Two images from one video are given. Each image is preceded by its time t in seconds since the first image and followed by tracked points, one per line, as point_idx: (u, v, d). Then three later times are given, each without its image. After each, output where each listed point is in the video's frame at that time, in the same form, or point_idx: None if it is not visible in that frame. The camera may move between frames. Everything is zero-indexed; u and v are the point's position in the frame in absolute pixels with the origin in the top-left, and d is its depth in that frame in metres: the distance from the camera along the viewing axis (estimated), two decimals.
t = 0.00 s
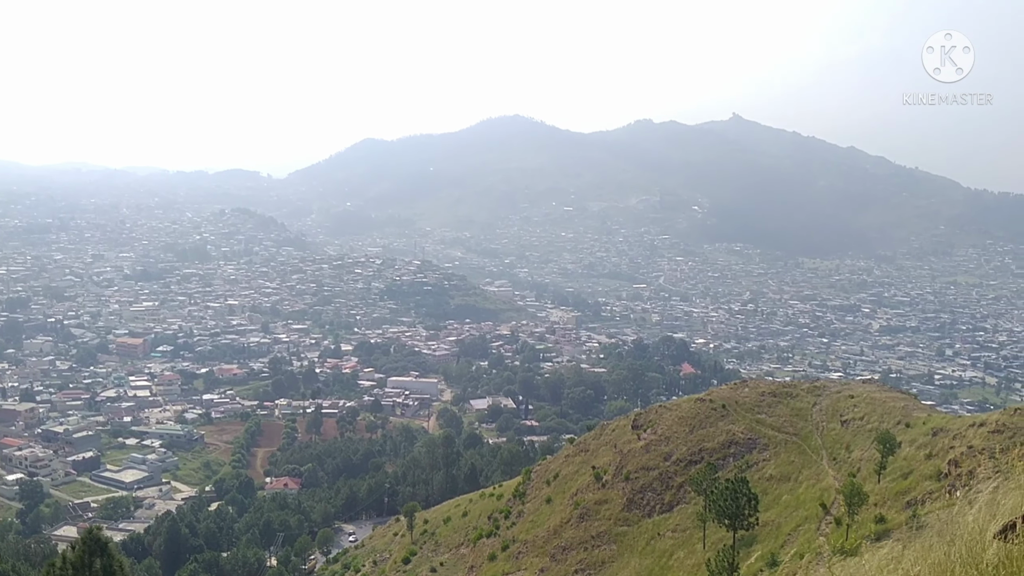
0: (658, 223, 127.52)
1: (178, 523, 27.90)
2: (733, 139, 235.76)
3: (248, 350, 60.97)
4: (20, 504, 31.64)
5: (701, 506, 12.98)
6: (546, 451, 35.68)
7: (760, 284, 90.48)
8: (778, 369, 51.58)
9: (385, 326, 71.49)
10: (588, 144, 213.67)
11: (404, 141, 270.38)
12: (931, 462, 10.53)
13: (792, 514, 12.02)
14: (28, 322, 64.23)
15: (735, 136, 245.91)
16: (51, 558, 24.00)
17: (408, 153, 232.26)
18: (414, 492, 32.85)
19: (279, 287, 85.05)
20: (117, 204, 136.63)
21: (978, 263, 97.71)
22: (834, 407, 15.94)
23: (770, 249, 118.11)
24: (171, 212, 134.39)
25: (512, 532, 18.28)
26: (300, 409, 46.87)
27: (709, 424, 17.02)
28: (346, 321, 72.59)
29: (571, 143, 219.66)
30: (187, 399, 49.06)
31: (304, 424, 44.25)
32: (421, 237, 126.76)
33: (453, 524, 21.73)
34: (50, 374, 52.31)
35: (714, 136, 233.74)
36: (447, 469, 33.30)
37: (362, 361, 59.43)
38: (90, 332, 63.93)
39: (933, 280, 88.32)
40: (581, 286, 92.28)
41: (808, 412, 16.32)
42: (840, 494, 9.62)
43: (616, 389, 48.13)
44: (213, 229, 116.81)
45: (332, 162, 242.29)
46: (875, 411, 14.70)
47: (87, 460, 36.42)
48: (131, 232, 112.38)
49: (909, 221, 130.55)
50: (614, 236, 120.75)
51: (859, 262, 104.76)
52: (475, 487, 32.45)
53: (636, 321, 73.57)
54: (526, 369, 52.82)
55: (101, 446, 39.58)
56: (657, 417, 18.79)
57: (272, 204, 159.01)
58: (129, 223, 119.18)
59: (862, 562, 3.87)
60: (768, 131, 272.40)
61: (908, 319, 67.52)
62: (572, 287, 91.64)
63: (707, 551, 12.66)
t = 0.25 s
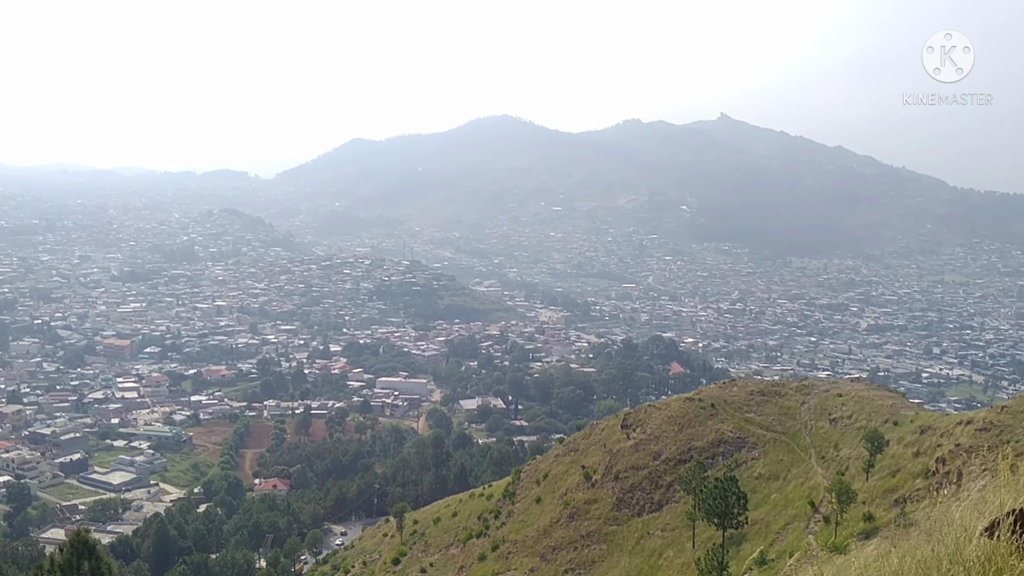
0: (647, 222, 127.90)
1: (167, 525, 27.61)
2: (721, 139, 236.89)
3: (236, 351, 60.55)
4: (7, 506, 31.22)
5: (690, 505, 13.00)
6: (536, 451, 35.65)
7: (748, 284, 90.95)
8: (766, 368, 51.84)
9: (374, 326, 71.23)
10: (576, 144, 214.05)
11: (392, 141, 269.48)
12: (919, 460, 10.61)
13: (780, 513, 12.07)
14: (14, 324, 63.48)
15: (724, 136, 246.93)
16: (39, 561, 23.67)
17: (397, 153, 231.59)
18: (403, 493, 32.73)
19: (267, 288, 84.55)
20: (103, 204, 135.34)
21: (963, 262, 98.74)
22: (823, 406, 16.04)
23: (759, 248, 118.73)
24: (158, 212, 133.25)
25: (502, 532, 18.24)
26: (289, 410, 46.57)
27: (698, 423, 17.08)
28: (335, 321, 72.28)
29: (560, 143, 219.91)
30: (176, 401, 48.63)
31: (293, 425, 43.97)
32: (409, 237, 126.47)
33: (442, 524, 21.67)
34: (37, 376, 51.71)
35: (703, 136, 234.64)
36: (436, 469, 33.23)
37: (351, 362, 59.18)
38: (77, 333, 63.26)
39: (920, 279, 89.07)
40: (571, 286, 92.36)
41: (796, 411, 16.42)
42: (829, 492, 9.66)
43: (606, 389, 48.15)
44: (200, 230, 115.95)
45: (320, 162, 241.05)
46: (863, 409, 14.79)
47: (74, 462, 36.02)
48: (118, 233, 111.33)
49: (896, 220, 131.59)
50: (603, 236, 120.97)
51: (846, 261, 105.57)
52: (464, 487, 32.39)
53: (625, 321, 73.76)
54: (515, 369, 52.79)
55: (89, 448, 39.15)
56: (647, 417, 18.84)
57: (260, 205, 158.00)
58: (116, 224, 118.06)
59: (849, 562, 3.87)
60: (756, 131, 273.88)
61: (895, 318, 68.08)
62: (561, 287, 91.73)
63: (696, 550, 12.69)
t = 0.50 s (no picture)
0: (636, 221, 128.24)
1: (156, 526, 27.39)
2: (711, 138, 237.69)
3: (226, 351, 60.16)
4: None
5: (680, 503, 13.04)
6: (527, 450, 35.64)
7: (738, 283, 91.36)
8: (756, 367, 52.08)
9: (363, 326, 70.98)
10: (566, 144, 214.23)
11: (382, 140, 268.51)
12: (908, 458, 10.68)
13: (771, 511, 12.14)
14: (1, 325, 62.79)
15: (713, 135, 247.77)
16: (27, 563, 23.42)
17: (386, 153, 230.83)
18: (394, 493, 32.65)
19: (256, 288, 84.07)
20: (90, 205, 134.11)
21: (951, 260, 99.61)
22: (812, 404, 16.14)
23: (748, 248, 119.22)
24: (147, 213, 132.20)
25: (493, 532, 18.23)
26: (279, 411, 46.32)
27: (688, 422, 17.14)
28: (324, 321, 71.99)
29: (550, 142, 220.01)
30: (165, 401, 48.27)
31: (283, 425, 43.75)
32: (399, 237, 126.22)
33: (433, 524, 21.63)
34: (25, 377, 51.17)
35: (692, 136, 235.36)
36: (427, 470, 33.16)
37: (341, 362, 58.92)
38: (65, 334, 62.65)
39: (909, 277, 89.73)
40: (561, 286, 92.45)
41: (786, 409, 16.49)
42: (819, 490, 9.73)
43: (596, 388, 48.19)
44: (189, 230, 115.10)
45: (309, 161, 239.95)
46: (852, 407, 14.88)
47: (63, 463, 35.69)
48: (106, 233, 110.35)
49: (884, 220, 132.62)
50: (593, 236, 121.17)
51: (835, 260, 106.27)
52: (455, 487, 32.36)
53: (616, 320, 73.89)
54: (505, 369, 52.76)
55: (77, 450, 38.79)
56: (637, 415, 18.90)
57: (249, 205, 157.17)
58: (103, 224, 117.01)
59: (842, 557, 3.87)
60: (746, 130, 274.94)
61: (884, 316, 68.55)
62: (551, 286, 91.79)
63: (687, 548, 12.73)
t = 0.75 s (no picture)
0: (625, 221, 128.62)
1: (144, 528, 27.17)
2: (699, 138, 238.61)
3: (214, 352, 59.75)
4: None
5: (670, 503, 13.07)
6: (516, 450, 35.64)
7: (726, 282, 91.80)
8: (744, 366, 52.34)
9: (352, 327, 70.72)
10: (555, 143, 214.45)
11: (371, 139, 267.57)
12: (896, 455, 10.76)
13: (760, 509, 12.19)
14: None
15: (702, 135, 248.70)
16: (15, 566, 23.16)
17: (375, 153, 230.12)
18: (383, 494, 32.55)
19: (244, 289, 83.53)
20: (77, 205, 132.81)
21: (939, 259, 100.49)
22: (800, 403, 16.23)
23: (737, 247, 119.76)
24: (134, 213, 131.17)
25: (483, 532, 18.21)
26: (267, 412, 46.06)
27: (677, 421, 17.19)
28: (313, 322, 71.64)
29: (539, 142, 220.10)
30: (153, 402, 47.87)
31: (272, 426, 43.51)
32: (388, 237, 125.94)
33: (423, 525, 21.57)
34: (11, 379, 50.58)
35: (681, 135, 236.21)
36: (416, 470, 33.10)
37: (330, 362, 58.67)
38: (52, 335, 62.01)
39: (896, 276, 90.44)
40: (550, 285, 92.54)
41: (775, 408, 16.59)
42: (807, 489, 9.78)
43: (585, 387, 48.23)
44: (176, 230, 114.21)
45: (297, 161, 238.77)
46: (840, 406, 14.97)
47: (51, 465, 35.32)
48: (93, 234, 109.30)
49: (872, 219, 133.60)
50: (582, 235, 121.37)
51: (823, 259, 107.00)
52: (445, 487, 32.34)
53: (605, 319, 74.05)
54: (494, 369, 52.72)
55: (65, 451, 38.38)
56: (627, 415, 18.93)
57: (236, 205, 156.19)
58: (90, 224, 115.89)
59: (830, 557, 3.86)
60: (734, 130, 276.29)
61: (871, 315, 69.08)
62: (540, 286, 91.87)
63: (676, 547, 12.76)
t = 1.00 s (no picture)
0: (616, 222, 129.04)
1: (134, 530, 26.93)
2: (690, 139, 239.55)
3: (204, 354, 59.36)
4: None
5: (660, 503, 13.10)
6: (507, 451, 35.65)
7: (717, 283, 92.21)
8: (735, 366, 52.61)
9: (342, 328, 70.49)
10: (546, 145, 214.88)
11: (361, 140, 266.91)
12: (885, 455, 10.83)
13: (750, 509, 12.24)
14: None
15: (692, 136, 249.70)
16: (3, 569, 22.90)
17: (365, 155, 229.54)
18: (374, 495, 32.46)
19: (234, 291, 83.10)
20: (65, 207, 131.66)
21: (928, 259, 101.31)
22: (790, 403, 16.32)
23: (727, 248, 120.45)
24: (123, 215, 130.24)
25: (474, 533, 18.19)
26: (258, 414, 45.82)
27: (668, 422, 17.23)
28: (303, 323, 71.39)
29: (530, 143, 220.32)
30: (143, 405, 47.52)
31: (262, 428, 43.27)
32: (378, 239, 125.80)
33: (414, 526, 21.52)
34: None
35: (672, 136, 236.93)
36: (407, 471, 33.03)
37: (320, 364, 58.45)
38: (41, 337, 61.44)
39: (886, 276, 91.14)
40: (540, 286, 92.66)
41: (765, 408, 16.65)
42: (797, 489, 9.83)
43: (576, 388, 48.28)
44: (166, 232, 113.44)
45: (287, 162, 237.77)
46: (830, 406, 15.06)
47: (40, 468, 35.00)
48: (81, 236, 108.40)
49: (862, 220, 134.48)
50: (573, 236, 121.61)
51: (813, 260, 107.65)
52: (436, 489, 32.30)
53: (595, 320, 74.22)
54: (485, 370, 52.73)
55: (54, 454, 38.01)
56: (617, 415, 18.99)
57: (226, 207, 155.36)
58: (78, 226, 114.93)
59: (818, 557, 3.87)
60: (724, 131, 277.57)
61: (861, 316, 69.59)
62: (530, 287, 91.97)
63: (667, 547, 12.77)
